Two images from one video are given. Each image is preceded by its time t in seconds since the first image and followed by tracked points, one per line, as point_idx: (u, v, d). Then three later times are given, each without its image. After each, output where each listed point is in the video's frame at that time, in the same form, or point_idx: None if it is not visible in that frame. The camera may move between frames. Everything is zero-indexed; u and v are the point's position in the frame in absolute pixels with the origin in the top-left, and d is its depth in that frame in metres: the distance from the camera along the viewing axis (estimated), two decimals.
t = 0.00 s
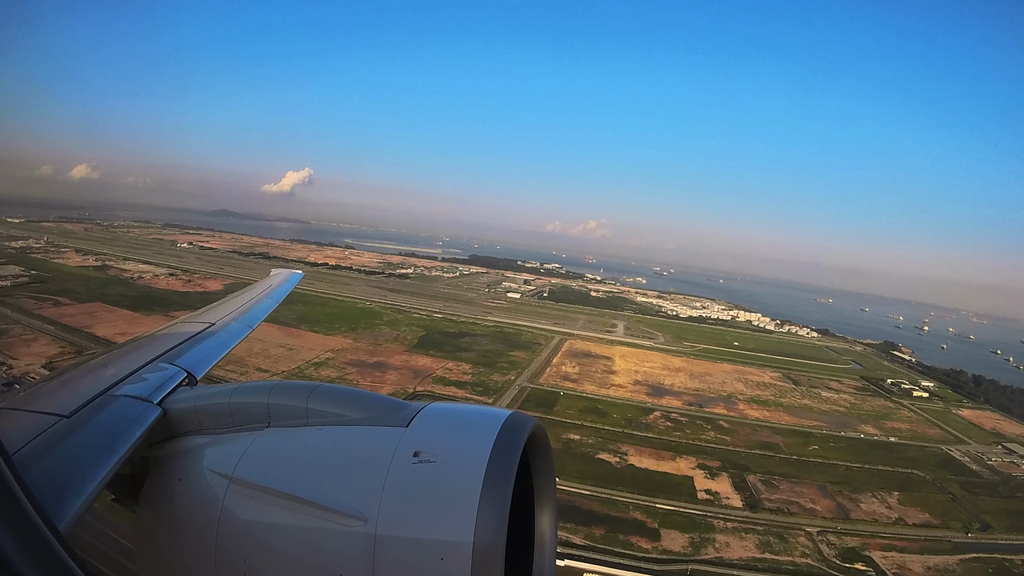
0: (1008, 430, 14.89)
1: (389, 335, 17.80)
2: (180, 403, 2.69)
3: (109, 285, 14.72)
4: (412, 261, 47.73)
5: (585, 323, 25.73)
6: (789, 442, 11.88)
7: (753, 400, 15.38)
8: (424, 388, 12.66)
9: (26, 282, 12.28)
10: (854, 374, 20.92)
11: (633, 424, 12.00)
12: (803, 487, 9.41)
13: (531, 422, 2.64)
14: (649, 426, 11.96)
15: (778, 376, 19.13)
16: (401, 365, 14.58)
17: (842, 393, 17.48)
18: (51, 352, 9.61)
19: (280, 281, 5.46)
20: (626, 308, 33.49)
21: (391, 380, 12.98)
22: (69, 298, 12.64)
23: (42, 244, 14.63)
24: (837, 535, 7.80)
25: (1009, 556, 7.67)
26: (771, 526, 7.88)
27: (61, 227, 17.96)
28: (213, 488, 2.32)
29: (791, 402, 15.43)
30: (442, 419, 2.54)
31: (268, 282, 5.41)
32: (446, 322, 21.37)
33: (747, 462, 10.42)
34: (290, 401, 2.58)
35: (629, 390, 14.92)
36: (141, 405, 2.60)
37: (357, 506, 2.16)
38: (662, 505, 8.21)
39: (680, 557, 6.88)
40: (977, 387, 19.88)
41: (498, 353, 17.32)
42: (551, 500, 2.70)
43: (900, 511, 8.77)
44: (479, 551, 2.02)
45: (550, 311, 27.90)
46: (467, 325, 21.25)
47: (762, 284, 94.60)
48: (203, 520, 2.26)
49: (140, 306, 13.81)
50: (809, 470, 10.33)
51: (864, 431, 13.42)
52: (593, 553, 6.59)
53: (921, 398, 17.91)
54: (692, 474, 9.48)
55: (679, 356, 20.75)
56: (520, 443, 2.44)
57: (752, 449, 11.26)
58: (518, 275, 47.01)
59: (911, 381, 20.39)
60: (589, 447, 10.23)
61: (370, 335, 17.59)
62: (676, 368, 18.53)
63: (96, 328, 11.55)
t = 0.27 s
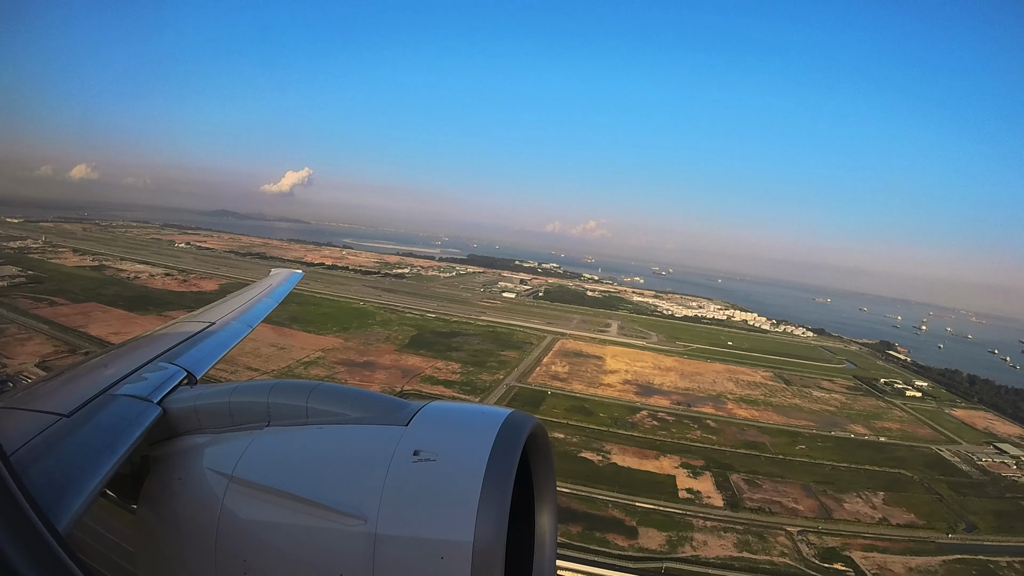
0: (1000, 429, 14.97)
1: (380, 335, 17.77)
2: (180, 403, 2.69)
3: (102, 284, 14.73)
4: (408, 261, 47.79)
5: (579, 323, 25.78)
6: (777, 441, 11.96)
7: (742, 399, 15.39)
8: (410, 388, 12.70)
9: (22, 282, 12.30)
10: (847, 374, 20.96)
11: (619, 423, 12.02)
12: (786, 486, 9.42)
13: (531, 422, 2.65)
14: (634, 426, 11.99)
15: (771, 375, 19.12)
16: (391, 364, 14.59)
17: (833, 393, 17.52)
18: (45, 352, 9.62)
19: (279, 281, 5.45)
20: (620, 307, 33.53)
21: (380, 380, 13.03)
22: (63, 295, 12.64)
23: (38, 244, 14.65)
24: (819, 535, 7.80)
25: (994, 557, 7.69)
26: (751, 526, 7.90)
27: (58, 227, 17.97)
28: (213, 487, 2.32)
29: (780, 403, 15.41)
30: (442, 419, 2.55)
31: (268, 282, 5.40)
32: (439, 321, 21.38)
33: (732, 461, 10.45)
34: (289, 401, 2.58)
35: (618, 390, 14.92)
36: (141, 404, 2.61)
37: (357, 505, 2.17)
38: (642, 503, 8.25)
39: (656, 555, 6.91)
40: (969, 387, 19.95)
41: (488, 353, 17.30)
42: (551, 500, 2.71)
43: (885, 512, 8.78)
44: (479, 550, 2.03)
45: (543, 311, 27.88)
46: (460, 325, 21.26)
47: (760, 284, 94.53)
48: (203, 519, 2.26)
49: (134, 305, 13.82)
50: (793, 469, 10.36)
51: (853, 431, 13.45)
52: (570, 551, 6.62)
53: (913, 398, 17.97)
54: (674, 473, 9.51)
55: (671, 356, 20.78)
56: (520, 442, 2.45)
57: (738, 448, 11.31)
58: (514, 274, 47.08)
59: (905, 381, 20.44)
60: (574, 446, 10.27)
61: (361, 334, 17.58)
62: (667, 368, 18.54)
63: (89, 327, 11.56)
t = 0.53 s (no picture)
0: (992, 429, 14.99)
1: (372, 334, 17.83)
2: (180, 402, 2.69)
3: (97, 283, 14.79)
4: (404, 260, 47.90)
5: (573, 322, 25.83)
6: (764, 440, 12.00)
7: (732, 399, 15.42)
8: (398, 387, 12.76)
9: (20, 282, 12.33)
10: (840, 373, 21.00)
11: (604, 421, 12.10)
12: (769, 486, 9.46)
13: (531, 421, 2.65)
14: (620, 424, 12.06)
15: (762, 375, 19.18)
16: (380, 363, 14.66)
17: (825, 393, 17.56)
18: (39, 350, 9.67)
19: (280, 280, 5.44)
20: (615, 307, 33.59)
21: (369, 378, 13.12)
22: (58, 293, 12.66)
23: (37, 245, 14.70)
24: (798, 534, 7.83)
25: (978, 558, 7.69)
26: (730, 525, 7.93)
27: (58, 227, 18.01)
28: (213, 487, 2.32)
29: (769, 402, 15.48)
30: (442, 418, 2.55)
31: (268, 281, 5.40)
32: (432, 321, 21.41)
33: (716, 460, 10.50)
34: (289, 400, 2.58)
35: (607, 388, 14.97)
36: (141, 404, 2.61)
37: (357, 505, 2.17)
38: (622, 501, 8.31)
39: (632, 553, 6.95)
40: (963, 387, 19.98)
41: (479, 352, 17.37)
42: (552, 499, 2.71)
43: (867, 511, 8.80)
44: (479, 549, 2.03)
45: (538, 310, 27.96)
46: (453, 324, 21.30)
47: (758, 284, 94.51)
48: (203, 519, 2.27)
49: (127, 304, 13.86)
50: (778, 469, 10.39)
51: (842, 430, 13.50)
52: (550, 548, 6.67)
53: (906, 397, 18.01)
54: (657, 472, 9.57)
55: (663, 355, 20.84)
56: (520, 442, 2.45)
57: (723, 447, 11.38)
58: (510, 274, 47.16)
59: (898, 381, 20.48)
60: (559, 444, 10.34)
61: (354, 334, 17.59)
62: (658, 367, 18.59)
63: (83, 326, 11.62)
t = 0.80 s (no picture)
0: (984, 429, 15.02)
1: (364, 333, 17.87)
2: (180, 401, 2.70)
3: (91, 280, 14.84)
4: (401, 259, 48.04)
5: (567, 321, 25.89)
6: (750, 439, 12.04)
7: (722, 397, 15.49)
8: (387, 386, 12.84)
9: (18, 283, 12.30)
10: (834, 373, 21.05)
11: (591, 420, 12.16)
12: (752, 485, 9.49)
13: (531, 420, 2.65)
14: (606, 423, 12.12)
15: (754, 374, 19.26)
16: (370, 362, 14.72)
17: (816, 392, 17.61)
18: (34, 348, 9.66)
19: (280, 279, 5.44)
20: (611, 306, 33.67)
21: (359, 377, 13.18)
22: (55, 289, 12.73)
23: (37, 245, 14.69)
24: (778, 534, 7.84)
25: (961, 559, 7.70)
26: (710, 524, 7.96)
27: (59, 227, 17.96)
28: (213, 485, 2.33)
29: (759, 401, 15.53)
30: (443, 417, 2.56)
31: (268, 281, 5.39)
32: (425, 320, 21.46)
33: (700, 459, 10.54)
34: (290, 399, 2.59)
35: (596, 387, 15.04)
36: (141, 403, 2.61)
37: (357, 504, 2.18)
38: (603, 499, 8.36)
39: (608, 550, 6.97)
40: (956, 387, 20.02)
41: (470, 351, 17.42)
42: (552, 499, 2.72)
43: (850, 512, 8.81)
44: (479, 549, 2.03)
45: (532, 310, 28.04)
46: (446, 324, 21.35)
47: (755, 283, 94.69)
48: (203, 518, 2.27)
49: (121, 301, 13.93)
50: (763, 468, 10.42)
51: (831, 429, 13.56)
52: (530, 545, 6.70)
53: (899, 397, 18.05)
54: (639, 471, 9.62)
55: (654, 353, 20.91)
56: (520, 441, 2.46)
57: (708, 445, 11.44)
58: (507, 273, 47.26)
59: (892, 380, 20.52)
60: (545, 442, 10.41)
61: (346, 333, 17.64)
62: (649, 365, 18.67)
63: (76, 325, 11.64)
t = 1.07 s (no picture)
0: (975, 429, 15.05)
1: (357, 332, 17.89)
2: (180, 400, 2.70)
3: (83, 276, 14.88)
4: (398, 259, 48.14)
5: (561, 320, 25.95)
6: (736, 438, 12.09)
7: (711, 397, 15.53)
8: (375, 384, 12.88)
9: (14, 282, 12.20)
10: (827, 372, 21.09)
11: (577, 419, 12.21)
12: (735, 484, 9.53)
13: (531, 418, 2.66)
14: (592, 421, 12.17)
15: (746, 373, 19.33)
16: (360, 361, 14.75)
17: (807, 391, 17.68)
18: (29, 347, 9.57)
19: (280, 278, 5.44)
20: (606, 305, 33.74)
21: (349, 375, 13.20)
22: (47, 286, 12.78)
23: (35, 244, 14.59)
24: (758, 533, 7.86)
25: (944, 559, 7.70)
26: (689, 522, 7.99)
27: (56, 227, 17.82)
28: (213, 484, 2.33)
29: (749, 401, 15.59)
30: (443, 415, 2.56)
31: (268, 279, 5.40)
32: (418, 319, 21.49)
33: (684, 458, 10.57)
34: (290, 398, 2.59)
35: (584, 386, 15.08)
36: (142, 402, 2.61)
37: (357, 503, 2.18)
38: (583, 497, 8.40)
39: (584, 547, 7.01)
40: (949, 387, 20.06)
41: (460, 350, 17.46)
42: (552, 497, 2.73)
43: (833, 511, 8.82)
44: (479, 548, 2.04)
45: (527, 309, 28.10)
46: (438, 323, 21.38)
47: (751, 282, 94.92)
48: (204, 517, 2.27)
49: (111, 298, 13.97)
50: (747, 467, 10.47)
51: (820, 429, 13.62)
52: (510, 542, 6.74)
53: (891, 396, 18.10)
54: (622, 469, 9.66)
55: (646, 353, 20.97)
56: (521, 439, 2.46)
57: (693, 444, 11.48)
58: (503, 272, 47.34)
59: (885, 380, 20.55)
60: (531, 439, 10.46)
61: (338, 332, 17.64)
62: (640, 364, 18.72)
63: (70, 323, 11.60)
